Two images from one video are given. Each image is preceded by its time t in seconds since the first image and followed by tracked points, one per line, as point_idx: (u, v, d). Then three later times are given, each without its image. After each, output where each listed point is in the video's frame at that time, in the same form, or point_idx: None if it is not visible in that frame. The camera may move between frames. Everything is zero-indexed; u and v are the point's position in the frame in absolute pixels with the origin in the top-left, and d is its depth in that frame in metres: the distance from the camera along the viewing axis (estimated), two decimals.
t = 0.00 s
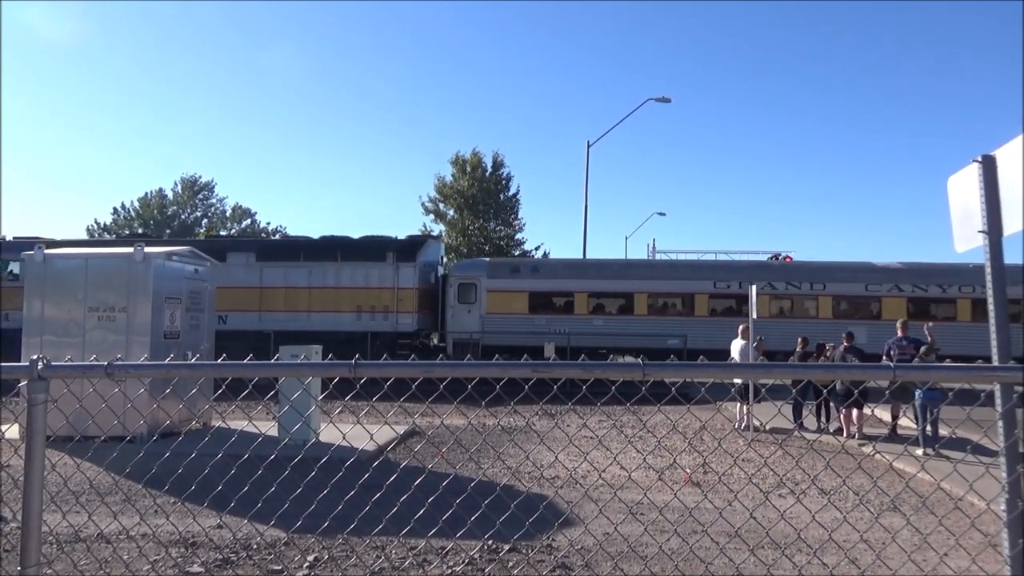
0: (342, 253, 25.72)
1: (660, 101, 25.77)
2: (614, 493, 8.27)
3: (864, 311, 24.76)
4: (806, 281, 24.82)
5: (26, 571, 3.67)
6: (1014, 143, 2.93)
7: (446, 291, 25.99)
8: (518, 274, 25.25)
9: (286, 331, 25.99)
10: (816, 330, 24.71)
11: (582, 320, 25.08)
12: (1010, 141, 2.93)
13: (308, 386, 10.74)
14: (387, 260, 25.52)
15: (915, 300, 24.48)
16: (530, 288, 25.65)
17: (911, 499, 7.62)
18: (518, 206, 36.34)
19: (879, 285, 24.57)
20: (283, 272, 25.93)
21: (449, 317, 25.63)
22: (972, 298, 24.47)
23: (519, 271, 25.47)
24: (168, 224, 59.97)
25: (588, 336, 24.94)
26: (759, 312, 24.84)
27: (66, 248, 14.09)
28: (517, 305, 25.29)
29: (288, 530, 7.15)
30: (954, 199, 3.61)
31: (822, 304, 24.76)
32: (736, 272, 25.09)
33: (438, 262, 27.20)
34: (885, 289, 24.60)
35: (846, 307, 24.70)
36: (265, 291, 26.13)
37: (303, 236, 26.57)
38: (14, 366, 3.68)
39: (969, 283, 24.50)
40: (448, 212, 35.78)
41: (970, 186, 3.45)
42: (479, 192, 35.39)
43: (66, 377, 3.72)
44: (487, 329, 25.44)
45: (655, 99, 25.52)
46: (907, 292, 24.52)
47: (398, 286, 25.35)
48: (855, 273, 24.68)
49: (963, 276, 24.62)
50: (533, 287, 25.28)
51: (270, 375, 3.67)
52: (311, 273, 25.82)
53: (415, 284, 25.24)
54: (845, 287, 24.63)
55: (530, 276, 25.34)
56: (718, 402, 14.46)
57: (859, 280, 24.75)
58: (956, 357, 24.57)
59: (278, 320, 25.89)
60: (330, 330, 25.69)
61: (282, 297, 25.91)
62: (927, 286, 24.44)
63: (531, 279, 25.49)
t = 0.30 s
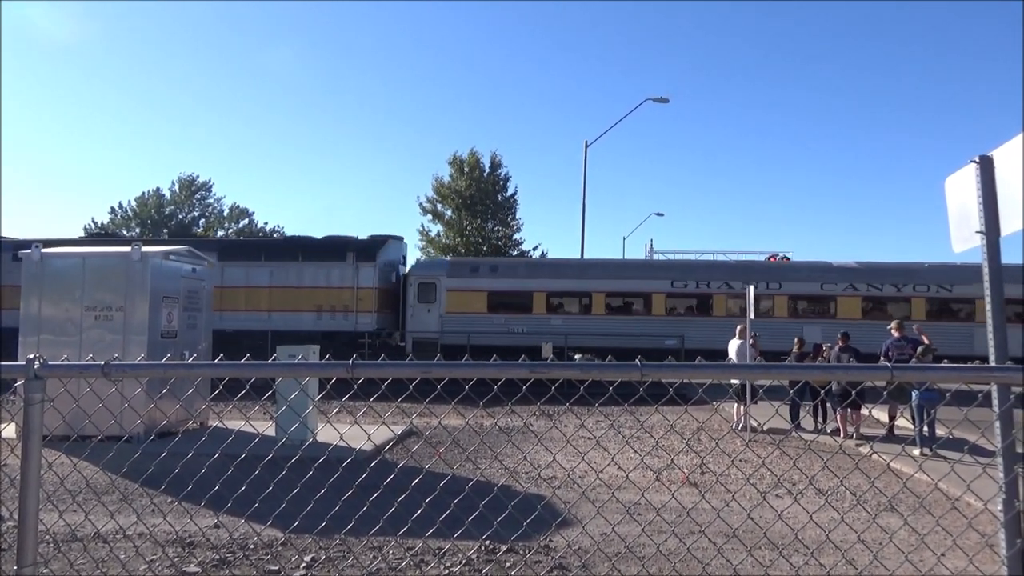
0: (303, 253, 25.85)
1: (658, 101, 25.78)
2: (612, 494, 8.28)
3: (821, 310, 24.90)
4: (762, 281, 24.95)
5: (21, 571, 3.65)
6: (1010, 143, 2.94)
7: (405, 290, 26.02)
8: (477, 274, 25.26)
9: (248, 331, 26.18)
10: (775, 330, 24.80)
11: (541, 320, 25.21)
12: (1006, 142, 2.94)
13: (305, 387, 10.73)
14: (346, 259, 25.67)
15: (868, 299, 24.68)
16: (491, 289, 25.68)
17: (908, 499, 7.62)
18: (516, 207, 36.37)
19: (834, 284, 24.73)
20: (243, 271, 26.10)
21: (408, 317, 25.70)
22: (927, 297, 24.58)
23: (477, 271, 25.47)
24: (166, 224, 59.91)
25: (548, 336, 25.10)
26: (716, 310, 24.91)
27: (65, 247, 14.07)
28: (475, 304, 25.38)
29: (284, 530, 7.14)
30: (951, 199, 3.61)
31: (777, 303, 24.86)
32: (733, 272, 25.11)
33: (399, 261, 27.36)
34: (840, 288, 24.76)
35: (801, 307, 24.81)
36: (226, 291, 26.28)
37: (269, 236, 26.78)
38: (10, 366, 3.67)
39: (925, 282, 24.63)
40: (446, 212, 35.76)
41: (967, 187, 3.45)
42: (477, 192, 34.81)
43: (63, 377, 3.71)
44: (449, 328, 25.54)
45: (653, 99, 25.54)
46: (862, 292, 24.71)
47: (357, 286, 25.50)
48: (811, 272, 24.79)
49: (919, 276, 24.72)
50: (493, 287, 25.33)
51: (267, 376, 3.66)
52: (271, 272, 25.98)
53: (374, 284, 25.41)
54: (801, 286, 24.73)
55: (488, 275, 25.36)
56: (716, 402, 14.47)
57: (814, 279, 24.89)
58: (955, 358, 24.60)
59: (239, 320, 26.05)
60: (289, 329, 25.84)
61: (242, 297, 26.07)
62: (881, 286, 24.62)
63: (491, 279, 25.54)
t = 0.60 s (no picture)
0: (265, 253, 26.17)
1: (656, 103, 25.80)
2: (610, 494, 8.28)
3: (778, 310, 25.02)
4: (720, 281, 25.04)
5: (19, 570, 3.64)
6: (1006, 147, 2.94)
7: (366, 290, 26.21)
8: (436, 273, 25.45)
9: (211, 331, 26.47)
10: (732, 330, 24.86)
11: (499, 320, 25.33)
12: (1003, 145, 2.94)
13: (303, 387, 10.73)
14: (308, 259, 25.94)
15: (825, 299, 24.73)
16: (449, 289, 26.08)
17: (907, 501, 7.61)
18: (514, 207, 36.30)
19: (790, 285, 24.89)
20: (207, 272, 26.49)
21: (369, 316, 25.89)
22: (882, 298, 24.64)
23: (438, 271, 25.65)
24: (164, 224, 59.80)
25: (506, 336, 25.24)
26: (673, 311, 25.02)
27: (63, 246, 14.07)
28: (435, 305, 25.56)
29: (282, 530, 7.14)
30: (950, 203, 3.61)
31: (734, 303, 24.94)
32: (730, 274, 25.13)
33: (362, 262, 27.62)
34: (797, 289, 24.90)
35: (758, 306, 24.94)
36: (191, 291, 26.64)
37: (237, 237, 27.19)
38: (7, 365, 3.66)
39: (881, 283, 24.68)
40: (444, 213, 35.67)
41: (966, 190, 3.45)
42: (476, 193, 35.25)
43: (62, 377, 3.70)
44: (411, 327, 25.71)
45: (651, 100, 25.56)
46: (818, 292, 24.77)
47: (319, 286, 25.77)
48: (767, 273, 25.01)
49: (875, 276, 24.76)
50: (454, 287, 25.46)
51: (267, 375, 3.65)
52: (235, 273, 26.38)
53: (335, 284, 25.64)
54: (757, 286, 24.93)
55: (448, 276, 25.53)
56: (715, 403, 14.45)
57: (770, 280, 25.09)
58: (955, 360, 24.60)
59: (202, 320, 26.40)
60: (251, 329, 26.12)
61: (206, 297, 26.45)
62: (838, 286, 24.71)
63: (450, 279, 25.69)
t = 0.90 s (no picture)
0: (226, 253, 26.26)
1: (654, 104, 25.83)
2: (607, 495, 8.29)
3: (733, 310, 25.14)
4: (677, 282, 25.18)
5: (15, 571, 3.62)
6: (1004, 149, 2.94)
7: (327, 291, 26.32)
8: (396, 274, 25.68)
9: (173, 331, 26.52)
10: (687, 330, 24.95)
11: (458, 320, 25.35)
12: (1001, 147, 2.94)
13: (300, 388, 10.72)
14: (269, 259, 26.08)
15: (780, 300, 24.91)
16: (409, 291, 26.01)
17: (905, 502, 7.61)
18: (513, 208, 36.31)
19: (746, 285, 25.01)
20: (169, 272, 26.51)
21: (329, 317, 26.01)
22: (837, 298, 24.79)
23: (397, 271, 25.88)
24: (161, 224, 59.65)
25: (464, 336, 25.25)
26: (630, 311, 25.09)
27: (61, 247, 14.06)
28: (393, 304, 25.69)
29: (279, 531, 7.12)
30: (948, 204, 3.61)
31: (690, 304, 25.07)
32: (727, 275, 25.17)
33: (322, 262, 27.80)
34: (753, 289, 25.02)
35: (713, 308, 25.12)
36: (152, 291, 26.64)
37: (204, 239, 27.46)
38: (4, 365, 3.65)
39: (835, 283, 24.82)
40: (442, 214, 35.75)
41: (964, 192, 3.45)
42: (473, 193, 35.21)
43: (58, 377, 3.69)
44: (372, 327, 25.82)
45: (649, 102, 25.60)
46: (774, 293, 24.95)
47: (279, 286, 25.94)
48: (723, 274, 25.18)
49: (831, 277, 24.92)
50: (413, 287, 25.59)
51: (264, 375, 3.64)
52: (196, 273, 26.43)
53: (296, 284, 25.84)
54: (713, 287, 25.09)
55: (407, 276, 25.75)
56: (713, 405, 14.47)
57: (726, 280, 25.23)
58: (958, 362, 24.52)
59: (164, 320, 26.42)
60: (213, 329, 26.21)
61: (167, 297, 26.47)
62: (793, 287, 24.89)
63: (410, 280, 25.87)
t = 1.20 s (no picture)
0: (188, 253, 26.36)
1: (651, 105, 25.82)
2: (605, 497, 8.28)
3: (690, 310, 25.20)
4: (635, 282, 25.26)
5: (10, 572, 3.61)
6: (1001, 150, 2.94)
7: (287, 291, 26.30)
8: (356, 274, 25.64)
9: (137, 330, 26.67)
10: (644, 330, 25.06)
11: (417, 320, 25.42)
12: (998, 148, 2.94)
13: (297, 388, 10.71)
14: (229, 260, 26.17)
15: (735, 300, 25.07)
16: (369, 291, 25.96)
17: (902, 504, 7.62)
18: (511, 209, 36.32)
19: (704, 286, 25.06)
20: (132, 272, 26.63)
21: (289, 317, 25.95)
22: (792, 299, 24.89)
23: (357, 271, 25.84)
24: (159, 224, 59.56)
25: (424, 335, 25.34)
26: (588, 311, 25.22)
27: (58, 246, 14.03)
28: (355, 305, 25.73)
29: (276, 532, 7.10)
30: (945, 205, 3.60)
31: (648, 304, 25.15)
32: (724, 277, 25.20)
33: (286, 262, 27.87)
34: (710, 290, 25.09)
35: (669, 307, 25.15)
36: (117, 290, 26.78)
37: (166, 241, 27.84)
38: None
39: (790, 284, 24.94)
40: (439, 215, 35.77)
41: (961, 192, 3.45)
42: (470, 194, 35.19)
43: (54, 377, 3.68)
44: (333, 329, 25.88)
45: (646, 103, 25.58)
46: (730, 293, 25.07)
47: (240, 286, 26.05)
48: (680, 274, 25.19)
49: (787, 277, 25.03)
50: (373, 287, 25.65)
51: (262, 377, 3.63)
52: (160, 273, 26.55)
53: (256, 284, 25.96)
54: (669, 287, 25.12)
55: (367, 276, 25.72)
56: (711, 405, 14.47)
57: (684, 281, 25.25)
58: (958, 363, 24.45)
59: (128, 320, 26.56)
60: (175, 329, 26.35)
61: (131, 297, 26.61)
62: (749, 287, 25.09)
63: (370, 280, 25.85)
